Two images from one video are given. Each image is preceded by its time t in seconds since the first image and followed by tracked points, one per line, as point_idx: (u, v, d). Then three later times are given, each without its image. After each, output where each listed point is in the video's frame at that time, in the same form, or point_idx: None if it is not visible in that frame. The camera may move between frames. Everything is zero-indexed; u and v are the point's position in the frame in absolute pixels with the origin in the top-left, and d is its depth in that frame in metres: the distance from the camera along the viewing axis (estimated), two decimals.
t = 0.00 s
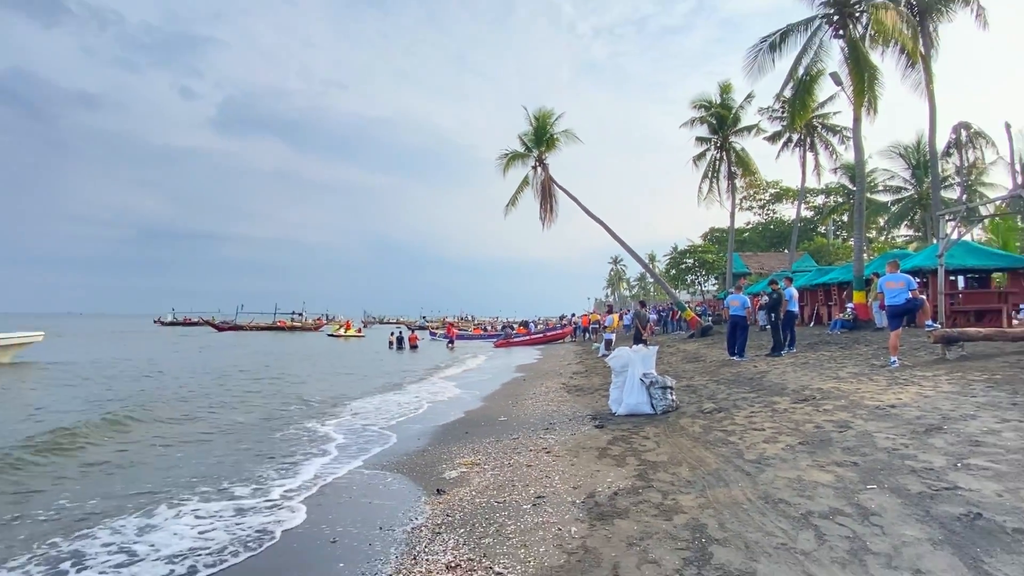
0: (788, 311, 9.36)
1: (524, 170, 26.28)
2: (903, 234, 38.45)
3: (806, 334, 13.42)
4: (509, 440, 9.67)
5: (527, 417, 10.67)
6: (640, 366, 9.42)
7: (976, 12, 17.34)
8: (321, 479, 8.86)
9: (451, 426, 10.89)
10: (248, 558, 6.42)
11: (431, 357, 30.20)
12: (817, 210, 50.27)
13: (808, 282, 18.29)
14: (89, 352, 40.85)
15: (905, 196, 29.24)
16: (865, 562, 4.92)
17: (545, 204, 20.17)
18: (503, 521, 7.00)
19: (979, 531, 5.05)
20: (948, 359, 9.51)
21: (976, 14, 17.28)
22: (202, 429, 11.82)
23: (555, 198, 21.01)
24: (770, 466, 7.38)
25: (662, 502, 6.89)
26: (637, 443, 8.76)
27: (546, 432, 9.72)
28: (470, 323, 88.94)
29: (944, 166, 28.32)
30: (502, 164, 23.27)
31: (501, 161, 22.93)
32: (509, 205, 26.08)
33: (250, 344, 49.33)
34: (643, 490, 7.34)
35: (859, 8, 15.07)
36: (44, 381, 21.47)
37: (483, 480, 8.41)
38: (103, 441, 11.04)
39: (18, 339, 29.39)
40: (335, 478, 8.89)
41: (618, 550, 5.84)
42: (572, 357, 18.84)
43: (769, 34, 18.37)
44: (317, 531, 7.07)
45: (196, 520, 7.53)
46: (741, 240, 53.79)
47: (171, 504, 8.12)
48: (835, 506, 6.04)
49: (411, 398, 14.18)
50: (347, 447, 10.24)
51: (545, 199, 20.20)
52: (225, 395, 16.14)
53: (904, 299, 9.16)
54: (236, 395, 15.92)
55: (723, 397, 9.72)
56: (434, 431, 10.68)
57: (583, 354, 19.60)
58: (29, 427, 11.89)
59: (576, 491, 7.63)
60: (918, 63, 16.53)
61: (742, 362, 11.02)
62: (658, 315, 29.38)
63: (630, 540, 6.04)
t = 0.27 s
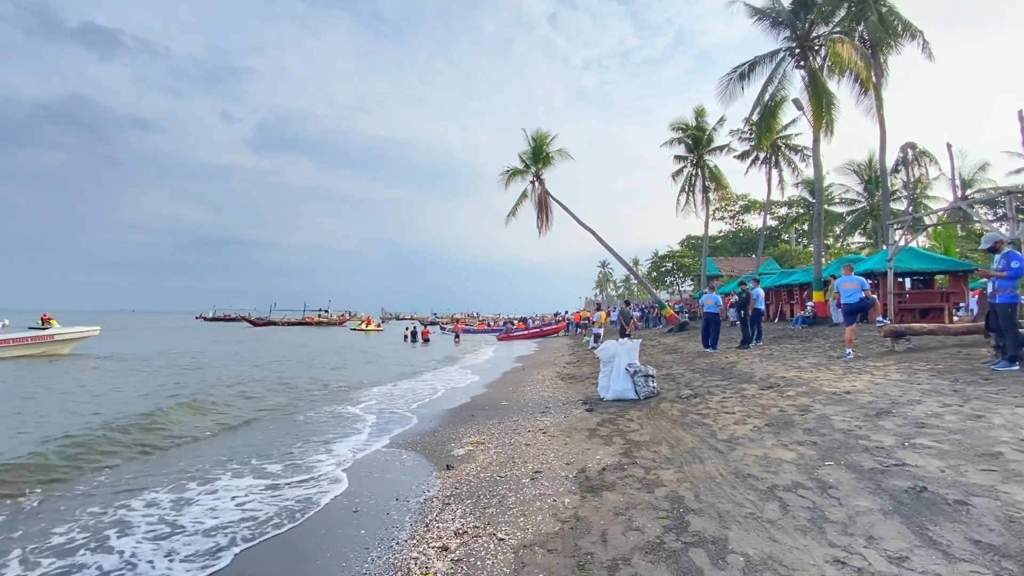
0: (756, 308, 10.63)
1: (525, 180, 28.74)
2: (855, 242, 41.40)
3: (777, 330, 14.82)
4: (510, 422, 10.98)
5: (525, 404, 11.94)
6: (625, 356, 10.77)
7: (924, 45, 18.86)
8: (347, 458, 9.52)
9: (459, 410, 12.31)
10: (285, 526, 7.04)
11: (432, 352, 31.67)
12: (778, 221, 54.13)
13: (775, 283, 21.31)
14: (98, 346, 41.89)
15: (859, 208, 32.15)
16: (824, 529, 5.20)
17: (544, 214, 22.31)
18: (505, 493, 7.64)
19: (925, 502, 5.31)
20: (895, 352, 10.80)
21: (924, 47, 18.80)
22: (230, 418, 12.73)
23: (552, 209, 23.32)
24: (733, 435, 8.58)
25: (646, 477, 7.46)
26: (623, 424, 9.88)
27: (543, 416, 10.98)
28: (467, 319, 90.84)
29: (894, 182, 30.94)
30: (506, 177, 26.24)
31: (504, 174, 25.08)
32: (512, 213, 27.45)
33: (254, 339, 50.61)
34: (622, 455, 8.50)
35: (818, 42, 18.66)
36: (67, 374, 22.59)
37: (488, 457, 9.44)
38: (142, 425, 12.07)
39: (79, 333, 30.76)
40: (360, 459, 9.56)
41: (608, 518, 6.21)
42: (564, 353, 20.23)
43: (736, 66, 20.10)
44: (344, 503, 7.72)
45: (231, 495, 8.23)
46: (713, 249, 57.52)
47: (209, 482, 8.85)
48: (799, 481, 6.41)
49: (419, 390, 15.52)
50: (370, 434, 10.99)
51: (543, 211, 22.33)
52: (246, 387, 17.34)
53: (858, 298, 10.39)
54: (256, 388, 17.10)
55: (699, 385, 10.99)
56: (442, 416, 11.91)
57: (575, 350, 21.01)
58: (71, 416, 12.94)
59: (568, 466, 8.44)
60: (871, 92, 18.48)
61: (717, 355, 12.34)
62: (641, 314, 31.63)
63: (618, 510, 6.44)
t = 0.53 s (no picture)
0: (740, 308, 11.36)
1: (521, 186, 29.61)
2: (836, 245, 42.73)
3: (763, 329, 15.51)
4: (511, 414, 11.66)
5: (524, 398, 12.57)
6: (619, 352, 11.51)
7: (898, 60, 19.75)
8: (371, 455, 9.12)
9: (462, 403, 13.04)
10: (309, 510, 6.56)
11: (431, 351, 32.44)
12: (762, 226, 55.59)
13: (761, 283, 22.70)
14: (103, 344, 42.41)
15: (838, 213, 33.15)
16: (803, 514, 4.35)
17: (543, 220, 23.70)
18: (506, 480, 6.87)
19: (898, 490, 4.47)
20: (872, 348, 11.46)
21: (898, 62, 19.71)
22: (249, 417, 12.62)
23: (549, 215, 24.52)
24: (709, 407, 9.03)
25: (638, 466, 6.37)
26: (616, 414, 10.15)
27: (542, 409, 11.62)
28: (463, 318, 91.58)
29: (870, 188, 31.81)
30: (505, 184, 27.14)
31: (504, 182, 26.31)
32: (512, 217, 28.01)
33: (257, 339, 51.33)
34: (609, 429, 8.84)
35: (799, 58, 19.66)
36: (75, 371, 22.97)
37: (490, 446, 9.32)
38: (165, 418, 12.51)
39: (105, 331, 31.46)
40: (384, 454, 9.18)
41: (601, 505, 5.30)
42: (560, 353, 20.93)
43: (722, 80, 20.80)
44: (367, 489, 7.25)
45: (244, 482, 7.79)
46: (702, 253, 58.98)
47: (223, 470, 8.41)
48: (779, 469, 5.37)
49: (421, 385, 16.19)
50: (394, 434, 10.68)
51: (542, 217, 23.70)
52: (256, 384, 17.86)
53: (837, 298, 11.09)
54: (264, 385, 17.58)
55: (688, 378, 11.64)
56: (446, 410, 12.48)
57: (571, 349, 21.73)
58: (91, 412, 13.36)
59: (565, 456, 7.46)
60: (851, 104, 19.40)
61: (704, 354, 13.02)
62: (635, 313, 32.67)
63: (610, 497, 5.50)
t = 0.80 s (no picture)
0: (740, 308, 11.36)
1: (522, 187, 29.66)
2: (836, 245, 42.77)
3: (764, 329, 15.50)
4: (511, 414, 11.65)
5: (524, 399, 12.57)
6: (619, 352, 11.50)
7: (898, 60, 19.75)
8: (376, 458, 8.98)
9: (462, 404, 13.04)
10: (306, 513, 6.45)
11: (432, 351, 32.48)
12: (762, 227, 55.64)
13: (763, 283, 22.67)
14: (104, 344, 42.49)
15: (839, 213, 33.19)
16: (804, 514, 4.35)
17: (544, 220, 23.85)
18: (506, 480, 6.86)
19: (899, 490, 4.46)
20: (873, 349, 11.45)
21: (898, 62, 19.70)
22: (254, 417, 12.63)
23: (549, 216, 24.62)
24: (710, 407, 9.01)
25: (638, 466, 6.37)
26: (616, 413, 10.18)
27: (542, 409, 11.62)
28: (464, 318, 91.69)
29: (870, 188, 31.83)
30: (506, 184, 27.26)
31: (505, 182, 26.43)
32: (512, 217, 28.03)
33: (257, 339, 51.37)
34: (610, 429, 8.82)
35: (799, 59, 19.64)
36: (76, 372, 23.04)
37: (490, 446, 9.31)
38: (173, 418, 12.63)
39: (104, 331, 31.26)
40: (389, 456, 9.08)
41: (602, 505, 5.31)
42: (560, 353, 20.92)
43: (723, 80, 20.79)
44: (370, 491, 7.17)
45: (242, 485, 7.70)
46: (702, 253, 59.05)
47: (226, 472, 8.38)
48: (780, 469, 5.37)
49: (422, 385, 16.19)
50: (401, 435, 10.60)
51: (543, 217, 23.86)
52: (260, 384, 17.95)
53: (838, 298, 11.06)
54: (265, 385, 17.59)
55: (688, 379, 11.62)
56: (446, 411, 12.47)
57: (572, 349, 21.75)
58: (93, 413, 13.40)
59: (565, 456, 7.46)
60: (851, 104, 19.37)
61: (705, 354, 13.02)
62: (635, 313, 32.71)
63: (611, 497, 5.50)
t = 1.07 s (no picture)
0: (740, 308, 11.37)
1: (522, 187, 29.68)
2: (836, 245, 42.78)
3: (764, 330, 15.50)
4: (511, 415, 11.65)
5: (525, 399, 12.57)
6: (619, 353, 11.49)
7: (898, 60, 19.73)
8: (377, 459, 8.93)
9: (462, 404, 13.04)
10: (302, 517, 6.38)
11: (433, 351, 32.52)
12: (762, 227, 55.68)
13: (764, 283, 22.68)
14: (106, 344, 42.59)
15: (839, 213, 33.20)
16: (805, 515, 4.34)
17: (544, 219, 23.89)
18: (506, 481, 6.85)
19: (900, 491, 4.45)
20: (873, 349, 11.44)
21: (898, 63, 19.70)
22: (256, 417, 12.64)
23: (550, 215, 24.65)
24: (711, 408, 9.01)
25: (638, 467, 6.37)
26: (617, 413, 10.21)
27: (543, 409, 11.62)
28: (464, 318, 91.98)
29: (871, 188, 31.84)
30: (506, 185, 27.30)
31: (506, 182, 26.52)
32: (513, 218, 28.05)
33: (259, 339, 51.46)
34: (610, 429, 8.82)
35: (800, 59, 19.64)
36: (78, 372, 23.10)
37: (491, 447, 9.31)
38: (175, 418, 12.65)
39: (105, 331, 31.25)
40: (390, 457, 9.05)
41: (602, 506, 5.31)
42: (561, 353, 20.93)
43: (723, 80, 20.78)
44: (370, 493, 7.12)
45: (240, 488, 7.66)
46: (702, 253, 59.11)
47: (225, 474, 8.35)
48: (780, 470, 5.36)
49: (423, 385, 16.21)
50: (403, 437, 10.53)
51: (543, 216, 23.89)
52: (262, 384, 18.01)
53: (839, 298, 11.04)
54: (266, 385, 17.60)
55: (689, 379, 11.63)
56: (447, 411, 12.48)
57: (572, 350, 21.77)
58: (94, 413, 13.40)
59: (566, 457, 7.46)
60: (851, 104, 19.36)
61: (705, 354, 13.02)
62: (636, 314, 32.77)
63: (612, 498, 5.49)
